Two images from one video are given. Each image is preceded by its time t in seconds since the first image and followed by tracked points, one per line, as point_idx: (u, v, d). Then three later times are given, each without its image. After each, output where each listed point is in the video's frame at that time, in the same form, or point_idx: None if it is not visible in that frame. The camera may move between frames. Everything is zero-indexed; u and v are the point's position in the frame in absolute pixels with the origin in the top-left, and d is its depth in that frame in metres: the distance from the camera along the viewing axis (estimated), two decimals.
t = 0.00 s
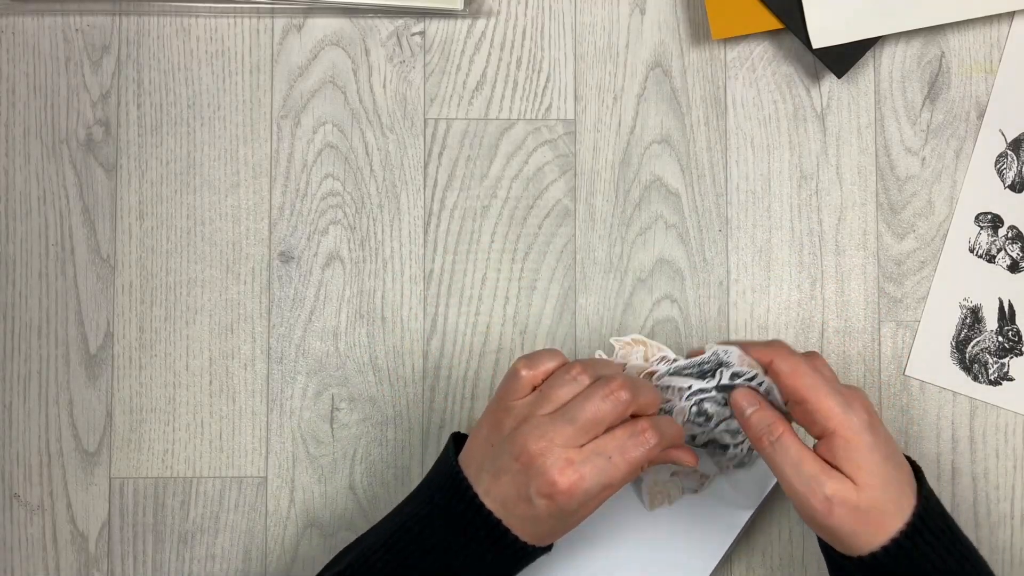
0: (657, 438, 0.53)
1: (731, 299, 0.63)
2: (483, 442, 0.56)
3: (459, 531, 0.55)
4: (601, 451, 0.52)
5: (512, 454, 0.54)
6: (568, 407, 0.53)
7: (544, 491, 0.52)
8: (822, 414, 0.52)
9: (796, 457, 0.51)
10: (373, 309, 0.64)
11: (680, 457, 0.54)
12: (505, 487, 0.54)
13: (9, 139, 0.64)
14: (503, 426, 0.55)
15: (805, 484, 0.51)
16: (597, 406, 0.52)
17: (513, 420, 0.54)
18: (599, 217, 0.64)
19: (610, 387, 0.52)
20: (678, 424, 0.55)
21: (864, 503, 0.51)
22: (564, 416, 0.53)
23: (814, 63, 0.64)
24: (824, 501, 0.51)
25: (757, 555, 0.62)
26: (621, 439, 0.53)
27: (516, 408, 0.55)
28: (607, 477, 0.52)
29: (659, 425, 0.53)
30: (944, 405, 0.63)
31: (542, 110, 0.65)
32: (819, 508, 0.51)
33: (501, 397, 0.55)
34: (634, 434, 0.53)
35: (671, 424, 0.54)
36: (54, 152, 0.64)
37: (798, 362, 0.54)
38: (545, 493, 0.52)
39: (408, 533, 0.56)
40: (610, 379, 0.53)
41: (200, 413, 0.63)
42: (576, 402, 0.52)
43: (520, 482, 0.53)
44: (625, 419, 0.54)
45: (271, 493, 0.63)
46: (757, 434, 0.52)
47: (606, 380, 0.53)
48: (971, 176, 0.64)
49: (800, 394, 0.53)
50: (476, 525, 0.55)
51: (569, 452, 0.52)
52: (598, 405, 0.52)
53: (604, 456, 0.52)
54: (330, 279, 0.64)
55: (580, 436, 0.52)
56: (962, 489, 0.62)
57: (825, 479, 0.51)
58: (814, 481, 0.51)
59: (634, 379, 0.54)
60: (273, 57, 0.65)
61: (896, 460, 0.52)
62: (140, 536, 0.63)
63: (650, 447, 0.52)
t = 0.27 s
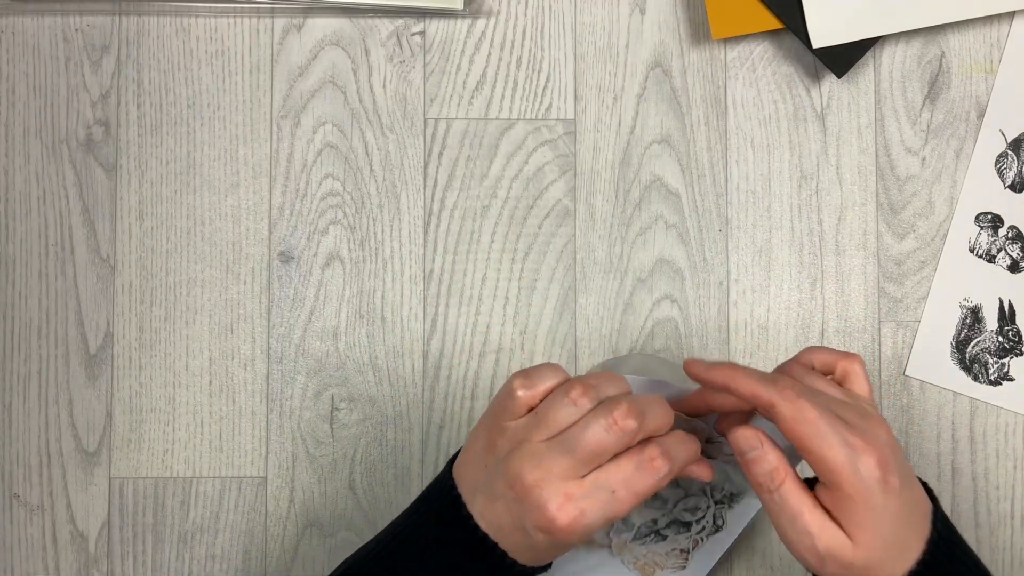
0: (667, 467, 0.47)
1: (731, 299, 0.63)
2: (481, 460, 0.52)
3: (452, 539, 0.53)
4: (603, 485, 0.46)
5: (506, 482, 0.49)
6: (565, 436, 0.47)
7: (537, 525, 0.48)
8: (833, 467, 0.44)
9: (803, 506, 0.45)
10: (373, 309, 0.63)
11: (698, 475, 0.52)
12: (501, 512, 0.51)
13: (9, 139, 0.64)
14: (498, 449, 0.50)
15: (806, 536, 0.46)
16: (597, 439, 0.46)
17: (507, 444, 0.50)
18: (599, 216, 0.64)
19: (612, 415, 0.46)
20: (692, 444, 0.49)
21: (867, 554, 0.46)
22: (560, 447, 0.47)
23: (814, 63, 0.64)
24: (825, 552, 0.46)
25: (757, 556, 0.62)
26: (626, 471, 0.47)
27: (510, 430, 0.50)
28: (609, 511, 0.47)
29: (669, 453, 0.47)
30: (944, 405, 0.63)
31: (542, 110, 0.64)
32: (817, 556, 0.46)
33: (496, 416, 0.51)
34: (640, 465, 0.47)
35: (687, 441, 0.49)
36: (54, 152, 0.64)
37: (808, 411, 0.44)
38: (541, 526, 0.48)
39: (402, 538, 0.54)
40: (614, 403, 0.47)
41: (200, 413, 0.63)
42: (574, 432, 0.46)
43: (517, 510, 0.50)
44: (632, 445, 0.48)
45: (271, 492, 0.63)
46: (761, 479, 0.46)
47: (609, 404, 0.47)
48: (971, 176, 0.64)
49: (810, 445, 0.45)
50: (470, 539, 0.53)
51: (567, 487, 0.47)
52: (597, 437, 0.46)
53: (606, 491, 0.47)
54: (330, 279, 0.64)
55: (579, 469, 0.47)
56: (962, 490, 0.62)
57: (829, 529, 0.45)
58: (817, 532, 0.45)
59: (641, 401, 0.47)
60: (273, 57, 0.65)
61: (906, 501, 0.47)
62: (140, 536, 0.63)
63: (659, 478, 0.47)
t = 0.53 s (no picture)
0: (638, 532, 0.39)
1: (730, 299, 0.63)
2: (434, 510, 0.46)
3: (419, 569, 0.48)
4: (563, 556, 0.39)
5: (456, 541, 0.43)
6: (517, 499, 0.39)
7: None
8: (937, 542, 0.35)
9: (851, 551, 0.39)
10: (373, 309, 0.63)
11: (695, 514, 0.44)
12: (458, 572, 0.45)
13: (9, 139, 0.64)
14: (447, 503, 0.44)
15: None
16: (549, 503, 0.39)
17: (455, 501, 0.43)
18: (599, 216, 0.64)
19: (570, 478, 0.38)
20: (675, 493, 0.40)
21: None
22: (512, 509, 0.40)
23: (814, 63, 0.64)
24: None
25: (756, 556, 0.62)
26: (588, 540, 0.39)
27: (457, 486, 0.43)
28: None
29: (642, 514, 0.39)
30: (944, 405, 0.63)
31: (542, 110, 0.65)
32: None
33: (442, 467, 0.44)
34: (605, 532, 0.39)
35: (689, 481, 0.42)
36: (54, 152, 0.64)
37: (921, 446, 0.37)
38: None
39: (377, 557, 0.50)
40: (575, 460, 0.39)
41: (200, 413, 0.63)
42: (525, 496, 0.39)
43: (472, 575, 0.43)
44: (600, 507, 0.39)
45: (271, 492, 0.63)
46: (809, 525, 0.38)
47: (566, 463, 0.39)
48: (971, 176, 0.64)
49: (906, 513, 0.34)
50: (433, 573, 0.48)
51: (521, 556, 0.40)
52: (555, 503, 0.38)
53: (566, 563, 0.39)
54: (330, 279, 0.64)
55: (535, 534, 0.40)
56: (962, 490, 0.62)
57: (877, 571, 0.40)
58: None
59: (602, 454, 0.40)
60: (273, 57, 0.65)
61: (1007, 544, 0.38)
62: (139, 536, 0.63)
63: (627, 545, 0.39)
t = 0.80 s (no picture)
0: (647, 515, 0.38)
1: (730, 299, 0.63)
2: (434, 495, 0.43)
3: (413, 557, 0.47)
4: (574, 541, 0.37)
5: (457, 527, 0.40)
6: (529, 481, 0.37)
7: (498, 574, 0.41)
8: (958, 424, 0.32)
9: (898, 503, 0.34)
10: (373, 309, 0.63)
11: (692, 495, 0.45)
12: (457, 559, 0.42)
13: (9, 139, 0.64)
14: (448, 488, 0.41)
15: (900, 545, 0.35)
16: (565, 484, 0.37)
17: (458, 486, 0.40)
18: (599, 216, 0.64)
19: (588, 457, 0.37)
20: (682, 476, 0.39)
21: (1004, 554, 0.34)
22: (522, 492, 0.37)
23: (814, 63, 0.64)
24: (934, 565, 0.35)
25: (756, 556, 0.62)
26: (600, 523, 0.37)
27: (460, 470, 0.40)
28: (581, 566, 0.38)
29: (650, 498, 0.38)
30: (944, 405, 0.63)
31: (542, 110, 0.64)
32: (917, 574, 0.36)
33: (444, 450, 0.41)
34: (617, 516, 0.37)
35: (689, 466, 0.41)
36: (54, 152, 0.64)
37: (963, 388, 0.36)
38: None
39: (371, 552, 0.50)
40: (590, 442, 0.37)
41: (200, 412, 0.63)
42: (540, 477, 0.37)
43: (472, 562, 0.40)
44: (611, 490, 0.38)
45: (271, 492, 0.63)
46: (828, 483, 0.35)
47: (582, 445, 0.37)
48: (971, 176, 0.64)
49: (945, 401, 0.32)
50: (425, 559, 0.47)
51: (529, 541, 0.37)
52: (570, 484, 0.37)
53: (576, 548, 0.37)
54: (330, 279, 0.64)
55: (546, 517, 0.37)
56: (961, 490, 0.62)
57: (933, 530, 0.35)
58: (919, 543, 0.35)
59: (618, 435, 0.38)
60: (273, 57, 0.65)
61: None
62: (139, 536, 0.63)
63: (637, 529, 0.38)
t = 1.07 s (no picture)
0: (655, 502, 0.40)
1: (730, 299, 0.63)
2: (433, 507, 0.45)
3: (407, 560, 0.47)
4: (587, 536, 0.39)
5: (467, 537, 0.42)
6: (535, 490, 0.38)
7: None
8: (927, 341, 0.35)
9: (883, 440, 0.36)
10: (373, 309, 0.63)
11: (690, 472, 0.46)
12: (468, 565, 0.44)
13: (8, 139, 0.64)
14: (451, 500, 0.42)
15: (892, 479, 0.36)
16: (571, 489, 0.38)
17: (461, 498, 0.41)
18: (599, 216, 0.64)
19: (589, 461, 0.38)
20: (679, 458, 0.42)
21: (994, 480, 0.36)
22: (530, 500, 0.39)
23: (814, 63, 0.64)
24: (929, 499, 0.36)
25: (756, 555, 0.62)
26: (610, 517, 0.40)
27: (462, 484, 0.41)
28: (595, 557, 0.41)
29: (655, 482, 0.40)
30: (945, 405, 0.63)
31: (542, 109, 0.64)
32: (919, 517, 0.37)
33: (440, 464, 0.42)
34: (625, 505, 0.40)
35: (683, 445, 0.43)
36: (54, 151, 0.64)
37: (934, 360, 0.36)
38: None
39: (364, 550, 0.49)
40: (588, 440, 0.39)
41: (200, 412, 0.63)
42: (544, 485, 0.38)
43: (485, 567, 0.42)
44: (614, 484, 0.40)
45: (271, 492, 0.63)
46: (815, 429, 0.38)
47: (581, 446, 0.39)
48: (971, 176, 0.64)
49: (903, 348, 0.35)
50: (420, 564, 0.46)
51: (543, 542, 0.40)
52: (573, 487, 0.38)
53: (589, 543, 0.40)
54: (330, 279, 0.64)
55: (556, 519, 0.39)
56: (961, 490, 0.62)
57: (921, 463, 0.37)
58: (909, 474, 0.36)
59: (618, 428, 0.39)
60: (273, 57, 0.65)
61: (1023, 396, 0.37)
62: (139, 536, 0.63)
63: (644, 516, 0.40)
